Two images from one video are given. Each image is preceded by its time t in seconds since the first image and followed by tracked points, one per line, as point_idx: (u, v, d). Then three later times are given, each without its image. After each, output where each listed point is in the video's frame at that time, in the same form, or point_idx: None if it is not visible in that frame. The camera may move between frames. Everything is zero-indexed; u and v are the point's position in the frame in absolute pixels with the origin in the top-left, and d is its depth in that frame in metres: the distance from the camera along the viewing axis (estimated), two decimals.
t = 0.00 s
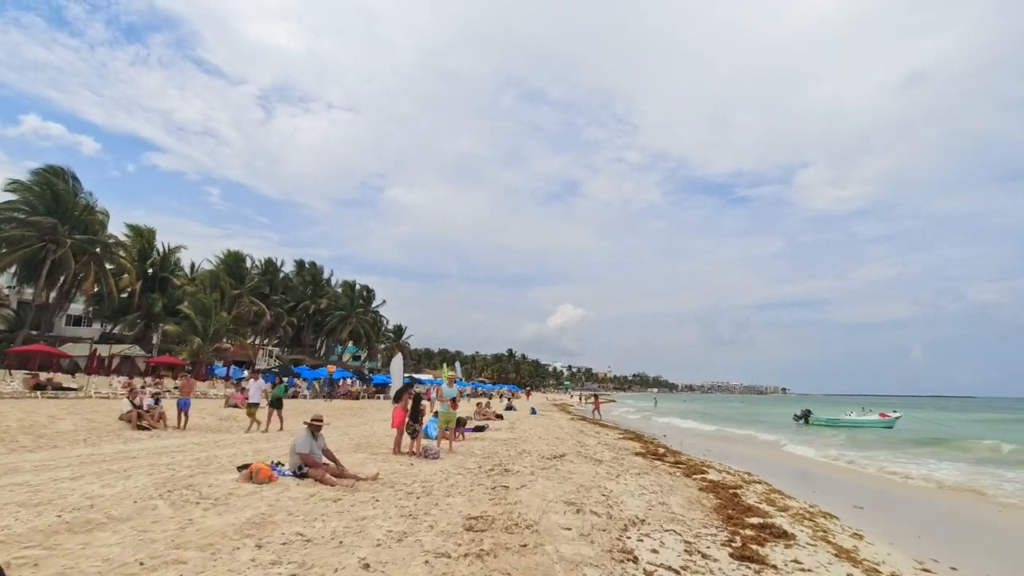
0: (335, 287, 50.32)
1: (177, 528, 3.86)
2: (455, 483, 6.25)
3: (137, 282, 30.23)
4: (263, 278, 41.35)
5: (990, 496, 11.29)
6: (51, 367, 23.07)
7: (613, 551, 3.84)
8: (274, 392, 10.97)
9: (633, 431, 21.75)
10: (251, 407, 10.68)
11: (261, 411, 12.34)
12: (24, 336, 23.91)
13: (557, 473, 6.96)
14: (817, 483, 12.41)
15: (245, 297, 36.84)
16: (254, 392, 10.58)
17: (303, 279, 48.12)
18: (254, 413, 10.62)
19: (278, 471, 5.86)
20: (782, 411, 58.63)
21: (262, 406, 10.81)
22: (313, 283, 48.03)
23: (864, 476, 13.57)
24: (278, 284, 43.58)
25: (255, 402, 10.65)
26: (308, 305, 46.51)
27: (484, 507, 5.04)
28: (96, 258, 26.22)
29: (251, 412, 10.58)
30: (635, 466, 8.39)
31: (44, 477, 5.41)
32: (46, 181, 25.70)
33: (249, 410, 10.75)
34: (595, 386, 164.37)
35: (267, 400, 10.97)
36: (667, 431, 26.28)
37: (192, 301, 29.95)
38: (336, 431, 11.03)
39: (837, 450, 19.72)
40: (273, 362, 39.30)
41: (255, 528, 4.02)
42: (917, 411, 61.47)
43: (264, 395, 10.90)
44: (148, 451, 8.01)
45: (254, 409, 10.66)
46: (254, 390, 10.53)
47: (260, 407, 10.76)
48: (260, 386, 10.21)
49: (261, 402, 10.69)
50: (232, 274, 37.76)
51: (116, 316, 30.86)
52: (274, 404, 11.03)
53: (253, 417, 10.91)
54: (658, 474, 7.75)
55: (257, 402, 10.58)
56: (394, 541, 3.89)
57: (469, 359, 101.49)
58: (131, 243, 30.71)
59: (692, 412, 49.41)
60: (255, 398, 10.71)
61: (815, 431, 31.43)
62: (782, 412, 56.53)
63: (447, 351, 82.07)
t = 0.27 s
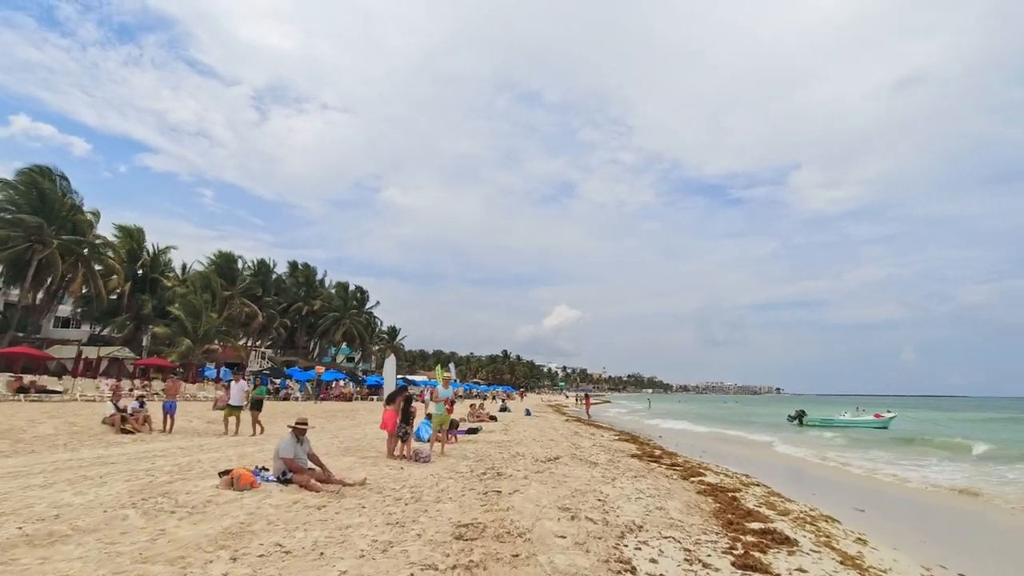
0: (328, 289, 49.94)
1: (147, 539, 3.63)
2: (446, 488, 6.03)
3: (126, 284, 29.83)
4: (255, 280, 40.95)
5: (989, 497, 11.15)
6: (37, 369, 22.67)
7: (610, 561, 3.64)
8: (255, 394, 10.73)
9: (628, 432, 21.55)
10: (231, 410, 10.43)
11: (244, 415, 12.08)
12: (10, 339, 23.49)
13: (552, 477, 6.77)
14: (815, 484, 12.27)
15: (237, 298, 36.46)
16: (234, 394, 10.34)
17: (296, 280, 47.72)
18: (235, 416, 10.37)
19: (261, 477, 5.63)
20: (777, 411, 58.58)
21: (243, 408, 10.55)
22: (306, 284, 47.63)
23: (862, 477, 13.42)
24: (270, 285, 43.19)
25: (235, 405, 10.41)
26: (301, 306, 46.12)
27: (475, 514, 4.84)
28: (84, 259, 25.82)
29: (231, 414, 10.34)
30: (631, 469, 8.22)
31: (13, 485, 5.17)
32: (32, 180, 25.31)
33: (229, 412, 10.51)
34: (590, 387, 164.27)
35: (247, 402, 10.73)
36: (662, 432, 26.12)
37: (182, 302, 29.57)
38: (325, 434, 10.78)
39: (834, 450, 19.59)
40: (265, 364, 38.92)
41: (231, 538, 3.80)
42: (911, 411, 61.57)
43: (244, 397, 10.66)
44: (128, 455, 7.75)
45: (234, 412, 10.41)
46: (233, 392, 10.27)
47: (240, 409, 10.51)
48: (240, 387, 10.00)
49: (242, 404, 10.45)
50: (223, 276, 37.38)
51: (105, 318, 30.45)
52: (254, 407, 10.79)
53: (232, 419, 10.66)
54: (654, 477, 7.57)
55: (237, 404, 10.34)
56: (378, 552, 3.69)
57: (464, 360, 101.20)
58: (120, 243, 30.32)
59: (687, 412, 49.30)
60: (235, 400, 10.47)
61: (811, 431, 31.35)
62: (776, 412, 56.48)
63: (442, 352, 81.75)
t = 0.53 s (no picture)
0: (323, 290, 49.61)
1: (115, 552, 3.40)
2: (437, 494, 5.81)
3: (117, 285, 29.47)
4: (249, 281, 40.58)
5: (991, 499, 10.98)
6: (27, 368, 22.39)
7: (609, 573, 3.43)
8: (235, 396, 10.48)
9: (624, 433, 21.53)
10: (212, 413, 10.18)
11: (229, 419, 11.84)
12: None
13: (547, 481, 6.55)
14: (814, 486, 12.11)
15: (230, 300, 36.10)
16: (214, 397, 10.09)
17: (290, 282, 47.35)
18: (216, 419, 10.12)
19: (244, 483, 5.38)
20: (773, 412, 58.62)
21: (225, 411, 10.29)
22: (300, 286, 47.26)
23: (861, 478, 13.26)
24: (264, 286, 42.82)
25: (216, 408, 10.15)
26: (295, 308, 45.78)
27: (466, 521, 4.62)
28: (73, 260, 25.46)
29: (212, 418, 10.07)
30: (628, 472, 8.03)
31: None
32: (21, 180, 24.95)
33: (210, 416, 10.26)
34: (586, 388, 164.17)
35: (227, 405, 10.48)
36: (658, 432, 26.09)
37: (174, 304, 29.23)
38: (315, 437, 10.58)
39: (830, 451, 19.57)
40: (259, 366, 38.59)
41: (205, 550, 3.56)
42: (906, 411, 61.77)
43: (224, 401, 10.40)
44: (109, 460, 7.49)
45: (216, 415, 10.16)
46: (213, 395, 10.02)
47: (220, 413, 10.25)
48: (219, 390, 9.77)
49: (222, 407, 10.19)
50: (216, 277, 37.03)
51: (96, 320, 30.08)
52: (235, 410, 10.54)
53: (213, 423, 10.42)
54: (652, 480, 7.37)
55: (218, 407, 10.10)
56: (362, 564, 3.47)
57: (459, 362, 100.91)
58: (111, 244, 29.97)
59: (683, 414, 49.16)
60: (216, 403, 10.23)
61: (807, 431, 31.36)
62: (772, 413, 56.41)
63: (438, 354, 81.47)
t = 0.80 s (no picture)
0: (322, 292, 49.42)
1: (90, 566, 3.21)
2: (434, 500, 5.62)
3: (114, 287, 29.28)
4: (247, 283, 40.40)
5: (998, 502, 10.78)
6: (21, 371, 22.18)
7: None
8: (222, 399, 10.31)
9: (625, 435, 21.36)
10: (199, 416, 10.01)
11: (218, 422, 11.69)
12: None
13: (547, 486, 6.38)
14: (818, 489, 11.93)
15: (228, 301, 35.90)
16: (200, 399, 9.93)
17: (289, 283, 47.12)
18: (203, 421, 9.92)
19: (233, 489, 5.22)
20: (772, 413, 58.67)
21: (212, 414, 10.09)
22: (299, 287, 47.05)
23: (865, 481, 13.07)
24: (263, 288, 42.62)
25: (203, 410, 9.96)
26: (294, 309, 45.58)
27: (463, 530, 4.43)
28: (70, 261, 25.26)
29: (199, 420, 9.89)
30: (630, 476, 7.85)
31: None
32: (16, 180, 24.74)
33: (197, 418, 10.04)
34: (586, 390, 164.06)
35: (214, 408, 10.32)
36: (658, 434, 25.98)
37: (171, 306, 29.05)
38: (310, 441, 10.41)
39: (833, 453, 19.42)
40: (258, 368, 38.41)
41: (186, 562, 3.38)
42: (906, 412, 61.88)
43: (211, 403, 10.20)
44: (98, 464, 7.31)
45: (203, 418, 9.99)
46: (199, 397, 9.85)
47: (207, 415, 10.08)
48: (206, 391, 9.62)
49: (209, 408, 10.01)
50: (215, 278, 36.84)
51: (93, 322, 29.91)
52: (222, 412, 10.37)
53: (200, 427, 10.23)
54: (655, 485, 7.20)
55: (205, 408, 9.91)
56: None
57: (459, 364, 100.78)
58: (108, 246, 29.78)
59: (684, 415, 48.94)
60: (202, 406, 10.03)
61: (808, 432, 31.27)
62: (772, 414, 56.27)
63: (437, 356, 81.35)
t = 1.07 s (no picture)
0: (321, 291, 49.17)
1: None
2: (430, 503, 5.41)
3: (109, 286, 29.06)
4: (245, 282, 40.14)
5: (1007, 505, 10.56)
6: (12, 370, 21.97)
7: None
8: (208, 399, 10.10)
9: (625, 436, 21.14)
10: (184, 416, 9.77)
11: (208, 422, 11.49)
12: None
13: (547, 488, 6.19)
14: (823, 489, 11.73)
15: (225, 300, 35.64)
16: (185, 400, 9.67)
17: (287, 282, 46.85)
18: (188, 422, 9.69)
19: (220, 492, 5.01)
20: (772, 413, 58.57)
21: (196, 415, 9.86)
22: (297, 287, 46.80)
23: (869, 482, 12.88)
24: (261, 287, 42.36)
25: (188, 411, 9.75)
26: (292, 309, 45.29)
27: (460, 534, 4.23)
28: (64, 260, 25.00)
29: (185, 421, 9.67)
30: (631, 478, 7.66)
31: None
32: (9, 178, 24.48)
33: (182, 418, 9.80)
34: (585, 390, 164.29)
35: (199, 408, 10.10)
36: (659, 434, 25.76)
37: (167, 305, 28.79)
38: (305, 441, 10.20)
39: (836, 453, 19.23)
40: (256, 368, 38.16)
41: (162, 571, 3.18)
42: (906, 412, 61.83)
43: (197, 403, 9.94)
44: (84, 464, 7.07)
45: (188, 418, 9.75)
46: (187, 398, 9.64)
47: (193, 415, 9.85)
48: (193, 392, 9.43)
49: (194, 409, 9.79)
50: (212, 277, 36.61)
51: (89, 321, 29.69)
52: (207, 412, 10.18)
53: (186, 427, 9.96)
54: (657, 487, 7.00)
55: (190, 410, 9.71)
56: None
57: (458, 364, 100.92)
58: (104, 244, 29.54)
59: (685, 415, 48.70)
60: (188, 407, 9.80)
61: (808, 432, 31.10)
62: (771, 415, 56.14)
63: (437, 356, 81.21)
